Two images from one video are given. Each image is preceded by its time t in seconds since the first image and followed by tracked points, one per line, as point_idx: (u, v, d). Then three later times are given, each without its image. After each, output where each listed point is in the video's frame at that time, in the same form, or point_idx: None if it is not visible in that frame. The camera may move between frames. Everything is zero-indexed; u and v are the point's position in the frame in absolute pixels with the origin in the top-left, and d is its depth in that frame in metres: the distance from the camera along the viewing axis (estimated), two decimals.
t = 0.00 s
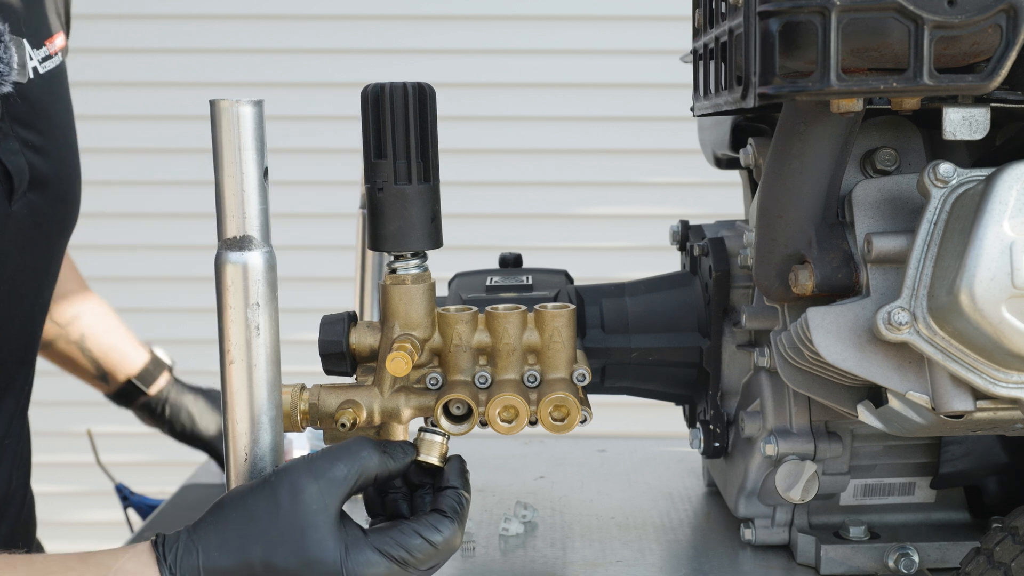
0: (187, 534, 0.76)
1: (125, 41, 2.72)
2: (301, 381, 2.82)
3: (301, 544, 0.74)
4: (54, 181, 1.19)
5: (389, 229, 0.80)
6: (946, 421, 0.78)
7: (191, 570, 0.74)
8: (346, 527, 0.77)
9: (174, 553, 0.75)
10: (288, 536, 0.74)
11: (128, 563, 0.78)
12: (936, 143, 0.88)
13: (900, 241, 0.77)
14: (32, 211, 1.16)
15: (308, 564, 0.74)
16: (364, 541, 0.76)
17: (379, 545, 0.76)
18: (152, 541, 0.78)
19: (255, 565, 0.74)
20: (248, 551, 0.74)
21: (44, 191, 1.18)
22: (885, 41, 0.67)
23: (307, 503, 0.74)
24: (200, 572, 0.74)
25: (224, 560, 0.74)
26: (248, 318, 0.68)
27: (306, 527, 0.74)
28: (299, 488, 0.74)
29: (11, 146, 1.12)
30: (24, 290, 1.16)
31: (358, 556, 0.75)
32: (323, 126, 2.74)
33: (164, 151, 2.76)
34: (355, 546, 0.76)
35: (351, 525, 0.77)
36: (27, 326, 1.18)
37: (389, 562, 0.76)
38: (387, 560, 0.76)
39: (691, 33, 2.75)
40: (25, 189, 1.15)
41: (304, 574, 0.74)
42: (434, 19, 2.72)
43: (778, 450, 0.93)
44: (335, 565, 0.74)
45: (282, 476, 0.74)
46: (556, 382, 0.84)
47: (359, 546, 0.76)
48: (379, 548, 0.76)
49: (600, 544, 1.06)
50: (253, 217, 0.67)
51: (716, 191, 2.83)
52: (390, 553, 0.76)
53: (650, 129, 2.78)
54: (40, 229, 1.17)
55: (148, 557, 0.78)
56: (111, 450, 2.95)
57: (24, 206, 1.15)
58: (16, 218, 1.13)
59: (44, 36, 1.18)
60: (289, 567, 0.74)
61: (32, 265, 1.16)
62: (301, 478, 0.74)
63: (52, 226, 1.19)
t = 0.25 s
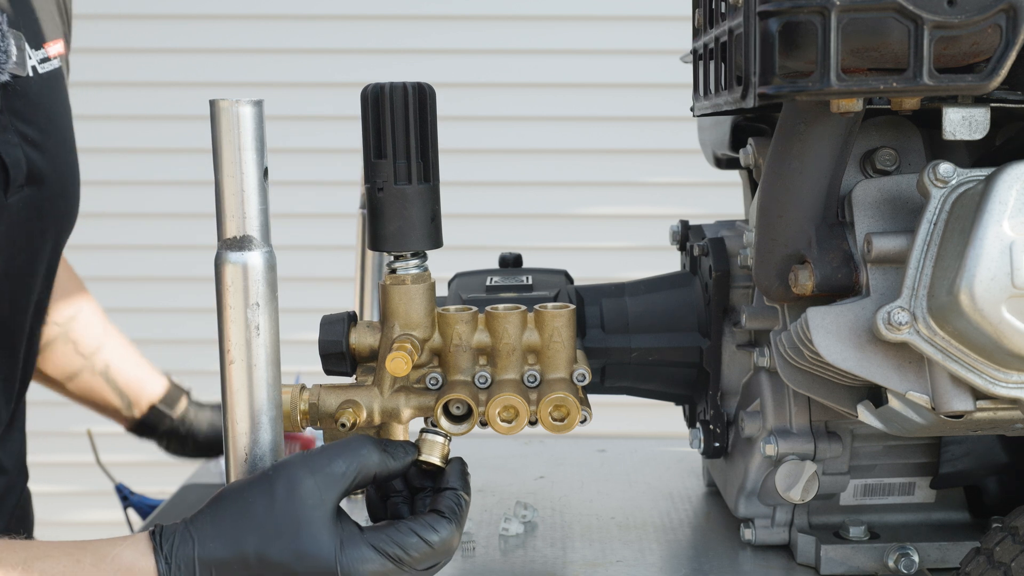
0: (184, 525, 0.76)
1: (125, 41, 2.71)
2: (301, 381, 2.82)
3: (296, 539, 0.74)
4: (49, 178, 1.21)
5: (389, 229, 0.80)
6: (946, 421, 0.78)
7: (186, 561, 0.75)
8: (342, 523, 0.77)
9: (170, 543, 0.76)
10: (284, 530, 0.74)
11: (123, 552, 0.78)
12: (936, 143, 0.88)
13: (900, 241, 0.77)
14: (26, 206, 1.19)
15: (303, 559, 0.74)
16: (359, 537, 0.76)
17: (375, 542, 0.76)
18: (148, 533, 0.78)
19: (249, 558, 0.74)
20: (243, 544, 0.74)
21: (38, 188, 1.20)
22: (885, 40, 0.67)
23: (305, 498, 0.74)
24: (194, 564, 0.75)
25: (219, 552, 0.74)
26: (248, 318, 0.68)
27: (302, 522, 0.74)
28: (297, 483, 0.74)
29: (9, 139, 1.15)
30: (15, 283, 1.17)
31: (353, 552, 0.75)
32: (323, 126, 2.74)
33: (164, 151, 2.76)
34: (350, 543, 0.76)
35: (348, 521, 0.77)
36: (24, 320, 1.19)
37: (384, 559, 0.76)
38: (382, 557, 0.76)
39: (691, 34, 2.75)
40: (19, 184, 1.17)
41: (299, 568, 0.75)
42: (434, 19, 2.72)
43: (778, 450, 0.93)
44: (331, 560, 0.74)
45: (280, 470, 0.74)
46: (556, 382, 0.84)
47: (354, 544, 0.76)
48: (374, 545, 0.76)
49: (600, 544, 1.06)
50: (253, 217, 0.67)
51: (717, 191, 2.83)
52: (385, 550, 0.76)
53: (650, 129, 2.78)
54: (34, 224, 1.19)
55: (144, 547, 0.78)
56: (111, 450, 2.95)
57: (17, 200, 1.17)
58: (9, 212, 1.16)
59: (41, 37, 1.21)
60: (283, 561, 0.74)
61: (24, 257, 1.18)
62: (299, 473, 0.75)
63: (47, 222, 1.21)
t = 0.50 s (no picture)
0: (182, 520, 0.76)
1: (124, 41, 2.72)
2: (301, 381, 2.82)
3: (293, 532, 0.74)
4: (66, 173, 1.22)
5: (389, 229, 0.80)
6: (946, 421, 0.78)
7: (182, 554, 0.74)
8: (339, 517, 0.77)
9: (168, 536, 0.75)
10: (280, 524, 0.74)
11: (122, 545, 0.77)
12: (935, 144, 0.88)
13: (899, 241, 0.77)
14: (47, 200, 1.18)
15: (299, 552, 0.74)
16: (354, 531, 0.76)
17: (370, 537, 0.76)
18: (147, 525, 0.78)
19: (246, 552, 0.74)
20: (239, 537, 0.74)
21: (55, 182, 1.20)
22: (885, 40, 0.67)
23: (302, 491, 0.74)
24: (190, 557, 0.74)
25: (215, 545, 0.74)
26: (248, 318, 0.68)
27: (299, 515, 0.74)
28: (294, 476, 0.74)
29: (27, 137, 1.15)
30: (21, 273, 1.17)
31: (348, 546, 0.75)
32: (323, 126, 2.75)
33: (163, 151, 2.76)
34: (346, 537, 0.75)
35: (344, 515, 0.77)
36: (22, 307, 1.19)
37: (380, 555, 0.75)
38: (378, 553, 0.75)
39: (690, 34, 2.75)
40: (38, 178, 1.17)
41: (294, 562, 0.74)
42: (433, 19, 2.72)
43: (778, 449, 0.93)
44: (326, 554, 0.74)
45: (278, 464, 0.74)
46: (556, 382, 0.84)
47: (350, 538, 0.75)
48: (370, 540, 0.76)
49: (600, 544, 1.06)
50: (253, 217, 0.67)
51: (716, 191, 2.83)
52: (382, 546, 0.75)
53: (650, 129, 2.78)
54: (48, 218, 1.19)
55: (142, 539, 0.77)
56: (112, 449, 2.96)
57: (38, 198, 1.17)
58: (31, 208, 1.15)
59: (45, 27, 1.21)
60: (280, 555, 0.74)
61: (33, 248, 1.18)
62: (297, 466, 0.75)
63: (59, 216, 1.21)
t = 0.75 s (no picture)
0: (185, 525, 0.76)
1: (124, 41, 2.68)
2: (301, 381, 2.82)
3: (295, 536, 0.74)
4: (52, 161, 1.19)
5: (388, 229, 0.80)
6: (946, 421, 0.78)
7: (185, 559, 0.74)
8: (341, 518, 0.77)
9: (171, 543, 0.75)
10: (282, 527, 0.74)
11: (127, 555, 0.77)
12: (935, 144, 0.88)
13: (900, 241, 0.77)
14: (33, 194, 1.16)
15: (301, 555, 0.74)
16: (356, 533, 0.76)
17: (372, 539, 0.76)
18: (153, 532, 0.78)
19: (248, 556, 0.74)
20: (241, 542, 0.74)
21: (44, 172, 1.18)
22: (885, 41, 0.67)
23: (304, 494, 0.74)
24: (194, 562, 0.74)
25: (218, 550, 0.74)
26: (248, 318, 0.68)
27: (300, 518, 0.74)
28: (295, 479, 0.74)
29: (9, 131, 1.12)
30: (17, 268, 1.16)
31: (351, 548, 0.75)
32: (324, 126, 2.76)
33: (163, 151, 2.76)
34: (347, 539, 0.75)
35: (346, 517, 0.77)
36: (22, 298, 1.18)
37: (383, 557, 0.75)
38: (382, 555, 0.75)
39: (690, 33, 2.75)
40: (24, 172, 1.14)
41: (297, 565, 0.74)
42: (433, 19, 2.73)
43: (778, 450, 0.93)
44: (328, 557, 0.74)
45: (278, 467, 0.74)
46: (556, 382, 0.84)
47: (352, 540, 0.75)
48: (372, 542, 0.76)
49: (599, 544, 1.06)
50: (253, 217, 0.67)
51: (717, 191, 2.83)
52: (384, 549, 0.75)
53: (650, 129, 2.78)
54: (37, 209, 1.17)
55: (147, 550, 0.77)
56: (112, 449, 2.96)
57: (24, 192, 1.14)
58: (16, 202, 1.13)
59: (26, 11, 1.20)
60: (282, 558, 0.74)
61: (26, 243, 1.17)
62: (297, 469, 0.74)
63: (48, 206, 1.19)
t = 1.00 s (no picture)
0: (198, 517, 0.77)
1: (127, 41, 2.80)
2: (301, 380, 2.82)
3: (302, 521, 0.74)
4: (52, 165, 1.15)
5: (388, 228, 0.80)
6: (946, 421, 0.78)
7: (198, 550, 0.75)
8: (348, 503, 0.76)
9: (183, 534, 0.76)
10: (289, 513, 0.73)
11: (140, 547, 0.78)
12: (935, 144, 0.88)
13: (900, 241, 0.77)
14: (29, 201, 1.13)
15: (308, 541, 0.73)
16: (364, 515, 0.75)
17: (380, 520, 0.75)
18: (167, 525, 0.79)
19: (258, 544, 0.74)
20: (251, 530, 0.74)
21: (43, 178, 1.14)
22: (885, 41, 0.67)
23: (308, 480, 0.74)
24: (205, 553, 0.74)
25: (228, 540, 0.74)
26: (248, 318, 0.68)
27: (307, 503, 0.74)
28: (299, 465, 0.74)
29: None
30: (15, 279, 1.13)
31: (358, 531, 0.74)
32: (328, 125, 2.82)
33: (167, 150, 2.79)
34: (355, 523, 0.75)
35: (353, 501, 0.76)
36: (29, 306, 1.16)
37: (392, 538, 0.74)
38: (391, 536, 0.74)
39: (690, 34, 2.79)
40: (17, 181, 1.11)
41: (305, 552, 0.73)
42: (436, 19, 2.79)
43: (778, 450, 0.93)
44: (335, 542, 0.73)
45: (284, 455, 0.75)
46: (556, 382, 0.84)
47: (359, 521, 0.75)
48: (381, 524, 0.75)
49: (600, 544, 1.06)
50: (253, 217, 0.67)
51: (716, 191, 2.87)
52: (393, 530, 0.75)
53: (650, 129, 2.82)
54: (34, 219, 1.14)
55: (158, 542, 0.78)
56: (112, 450, 2.96)
57: (18, 203, 1.11)
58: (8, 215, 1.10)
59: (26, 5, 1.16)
60: (291, 545, 0.73)
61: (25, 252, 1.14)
62: (302, 455, 0.75)
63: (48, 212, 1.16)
